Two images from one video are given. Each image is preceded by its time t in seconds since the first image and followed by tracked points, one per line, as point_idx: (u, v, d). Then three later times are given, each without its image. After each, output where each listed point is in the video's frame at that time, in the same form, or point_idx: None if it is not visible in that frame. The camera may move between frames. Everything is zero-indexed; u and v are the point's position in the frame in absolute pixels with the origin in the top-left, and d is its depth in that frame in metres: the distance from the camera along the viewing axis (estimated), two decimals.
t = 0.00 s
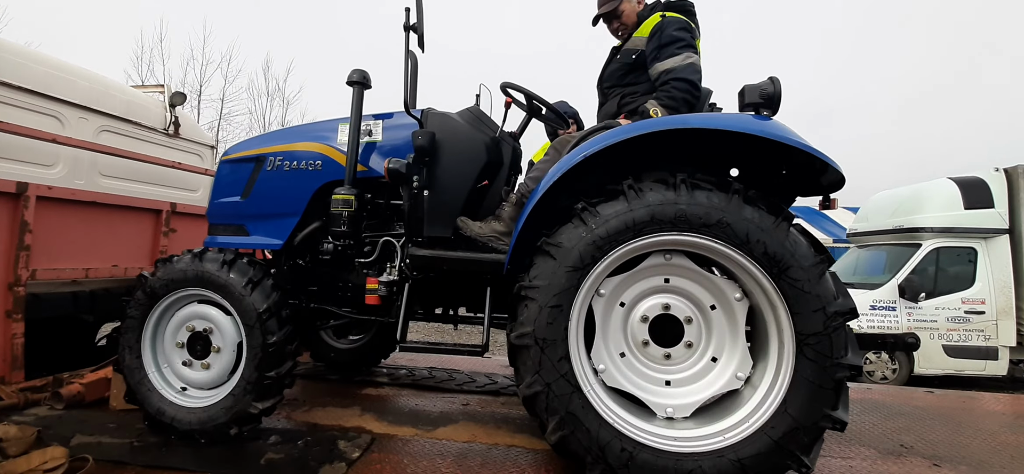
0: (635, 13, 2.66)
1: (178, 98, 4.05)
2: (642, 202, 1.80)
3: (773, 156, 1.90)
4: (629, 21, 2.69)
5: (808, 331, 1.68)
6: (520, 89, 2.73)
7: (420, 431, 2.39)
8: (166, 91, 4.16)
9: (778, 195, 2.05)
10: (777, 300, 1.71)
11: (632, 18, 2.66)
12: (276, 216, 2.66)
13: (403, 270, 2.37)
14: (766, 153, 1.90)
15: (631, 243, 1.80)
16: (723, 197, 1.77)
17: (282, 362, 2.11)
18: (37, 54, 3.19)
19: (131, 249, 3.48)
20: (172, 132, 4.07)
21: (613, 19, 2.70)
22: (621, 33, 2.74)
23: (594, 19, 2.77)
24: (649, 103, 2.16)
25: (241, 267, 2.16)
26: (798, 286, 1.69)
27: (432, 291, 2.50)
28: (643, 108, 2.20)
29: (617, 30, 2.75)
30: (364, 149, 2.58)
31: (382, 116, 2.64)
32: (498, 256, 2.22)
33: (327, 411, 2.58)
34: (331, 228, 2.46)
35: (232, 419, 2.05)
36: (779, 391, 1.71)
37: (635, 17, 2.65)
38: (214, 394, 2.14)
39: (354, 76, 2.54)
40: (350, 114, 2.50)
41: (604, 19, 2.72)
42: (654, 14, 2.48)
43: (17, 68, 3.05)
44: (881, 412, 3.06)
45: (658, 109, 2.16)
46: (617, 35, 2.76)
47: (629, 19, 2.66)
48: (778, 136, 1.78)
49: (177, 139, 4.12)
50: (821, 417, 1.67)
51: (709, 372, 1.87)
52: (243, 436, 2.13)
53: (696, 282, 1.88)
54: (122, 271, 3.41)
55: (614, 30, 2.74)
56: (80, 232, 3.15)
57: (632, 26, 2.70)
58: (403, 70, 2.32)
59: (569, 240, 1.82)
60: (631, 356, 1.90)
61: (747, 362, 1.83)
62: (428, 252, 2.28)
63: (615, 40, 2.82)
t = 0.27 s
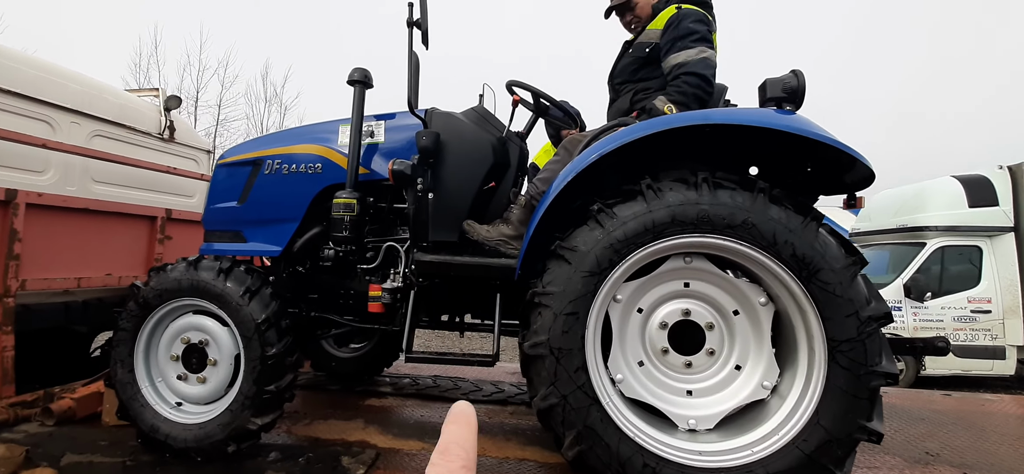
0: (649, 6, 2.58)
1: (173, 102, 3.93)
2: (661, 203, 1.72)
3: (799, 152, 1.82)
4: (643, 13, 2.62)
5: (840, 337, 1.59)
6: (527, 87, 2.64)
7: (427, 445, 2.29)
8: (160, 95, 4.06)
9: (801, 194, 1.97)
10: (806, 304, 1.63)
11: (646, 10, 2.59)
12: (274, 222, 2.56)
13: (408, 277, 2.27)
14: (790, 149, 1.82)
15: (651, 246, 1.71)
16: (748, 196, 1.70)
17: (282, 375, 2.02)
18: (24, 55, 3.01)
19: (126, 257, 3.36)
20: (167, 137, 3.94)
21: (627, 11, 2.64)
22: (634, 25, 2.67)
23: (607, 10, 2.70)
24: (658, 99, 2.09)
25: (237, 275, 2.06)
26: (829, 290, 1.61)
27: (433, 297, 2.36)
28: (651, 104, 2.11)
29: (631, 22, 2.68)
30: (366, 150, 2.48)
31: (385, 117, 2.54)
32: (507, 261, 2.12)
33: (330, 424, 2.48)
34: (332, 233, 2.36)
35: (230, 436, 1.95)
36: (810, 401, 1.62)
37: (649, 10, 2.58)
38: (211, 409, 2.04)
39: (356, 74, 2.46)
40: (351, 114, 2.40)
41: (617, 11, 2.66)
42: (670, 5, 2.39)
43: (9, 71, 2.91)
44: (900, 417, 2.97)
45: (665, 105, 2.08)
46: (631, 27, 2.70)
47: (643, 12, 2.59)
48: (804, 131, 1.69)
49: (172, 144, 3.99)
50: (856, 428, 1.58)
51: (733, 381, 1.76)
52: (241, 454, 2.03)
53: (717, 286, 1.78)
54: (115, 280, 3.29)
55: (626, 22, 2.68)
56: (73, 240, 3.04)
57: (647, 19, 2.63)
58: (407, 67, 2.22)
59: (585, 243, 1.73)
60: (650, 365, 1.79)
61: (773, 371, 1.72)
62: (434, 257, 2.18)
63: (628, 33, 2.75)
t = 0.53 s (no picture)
0: None
1: (160, 105, 3.86)
2: (662, 207, 1.66)
3: (802, 154, 1.77)
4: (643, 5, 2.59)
5: (848, 346, 1.54)
6: (522, 89, 2.58)
7: (419, 459, 2.21)
8: (148, 99, 3.95)
9: (803, 198, 1.93)
10: (812, 312, 1.58)
11: (647, 3, 2.56)
12: (261, 227, 2.48)
13: (399, 285, 2.20)
14: (793, 151, 1.77)
15: (651, 252, 1.64)
16: (751, 200, 1.65)
17: (267, 388, 1.94)
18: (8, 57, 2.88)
19: (111, 265, 3.24)
20: (154, 141, 3.86)
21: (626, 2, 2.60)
22: (631, 17, 2.63)
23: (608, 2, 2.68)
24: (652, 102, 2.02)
25: (221, 284, 1.99)
26: (836, 297, 1.56)
27: (428, 304, 2.32)
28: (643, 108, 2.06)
29: (630, 16, 2.64)
30: (356, 154, 2.41)
31: (376, 119, 2.48)
32: (502, 268, 2.05)
33: (319, 437, 2.39)
34: (321, 239, 2.29)
35: (212, 452, 1.86)
36: (817, 413, 1.56)
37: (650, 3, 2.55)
38: (193, 424, 1.96)
39: (345, 76, 2.40)
40: (340, 116, 2.33)
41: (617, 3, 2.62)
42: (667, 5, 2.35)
43: None
44: (903, 425, 2.91)
45: (659, 108, 2.01)
46: (629, 21, 2.65)
47: (644, 4, 2.57)
48: (808, 132, 1.64)
49: (160, 147, 3.91)
50: (865, 441, 1.52)
51: (737, 392, 1.69)
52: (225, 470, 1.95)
53: (719, 293, 1.71)
54: (99, 289, 3.16)
55: (624, 14, 2.64)
56: (55, 248, 2.93)
57: (646, 12, 2.59)
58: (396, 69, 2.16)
59: (583, 249, 1.67)
60: (651, 375, 1.72)
61: (778, 381, 1.66)
62: (426, 264, 2.11)
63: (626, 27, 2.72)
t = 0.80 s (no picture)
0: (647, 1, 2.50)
1: (151, 109, 3.81)
2: (660, 213, 1.61)
3: (804, 158, 1.72)
4: (640, 7, 2.53)
5: (852, 357, 1.49)
6: (517, 92, 2.53)
7: (411, 471, 2.15)
8: (137, 102, 3.90)
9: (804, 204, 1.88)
10: (816, 321, 1.53)
11: (644, 5, 2.51)
12: (250, 233, 2.43)
13: (390, 292, 2.13)
14: (795, 155, 1.72)
15: (649, 260, 1.59)
16: (752, 206, 1.60)
17: (252, 400, 1.88)
18: None
19: (99, 271, 3.18)
20: (144, 145, 3.80)
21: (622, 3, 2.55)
22: (627, 19, 2.58)
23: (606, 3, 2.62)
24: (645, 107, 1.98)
25: (206, 292, 1.94)
26: (840, 306, 1.51)
27: (425, 314, 2.28)
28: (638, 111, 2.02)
29: (628, 18, 2.58)
30: (347, 158, 2.36)
31: (367, 123, 2.42)
32: (497, 275, 1.99)
33: (309, 449, 2.33)
34: (310, 247, 2.23)
35: (196, 466, 1.80)
36: (821, 427, 1.51)
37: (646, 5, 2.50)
38: (176, 437, 1.89)
39: (335, 79, 2.35)
40: (330, 120, 2.28)
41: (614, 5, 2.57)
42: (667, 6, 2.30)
43: None
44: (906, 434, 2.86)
45: (655, 113, 1.96)
46: (627, 23, 2.60)
47: (640, 7, 2.51)
48: (811, 135, 1.59)
49: (150, 152, 3.85)
50: (871, 456, 1.47)
51: (738, 404, 1.64)
52: None
53: (719, 302, 1.66)
54: (86, 296, 3.10)
55: (622, 16, 2.58)
56: (40, 254, 2.87)
57: (644, 14, 2.54)
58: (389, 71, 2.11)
59: (578, 256, 1.62)
60: (649, 386, 1.66)
61: (780, 393, 1.60)
62: (417, 271, 2.05)
63: (623, 29, 2.67)
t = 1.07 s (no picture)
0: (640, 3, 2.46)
1: (146, 109, 3.77)
2: (662, 210, 1.58)
3: (809, 154, 1.69)
4: (634, 8, 2.49)
5: (859, 356, 1.46)
6: (516, 89, 2.50)
7: None
8: (133, 102, 3.84)
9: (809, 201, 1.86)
10: (822, 320, 1.50)
11: (636, 7, 2.46)
12: (245, 233, 2.39)
13: (388, 292, 2.09)
14: (800, 151, 1.69)
15: (652, 258, 1.56)
16: (757, 203, 1.57)
17: (247, 402, 1.84)
18: None
19: (94, 271, 3.14)
20: (140, 145, 3.76)
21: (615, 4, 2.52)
22: (621, 20, 2.55)
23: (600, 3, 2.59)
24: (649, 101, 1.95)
25: (199, 293, 1.90)
26: (847, 305, 1.48)
27: (424, 312, 2.26)
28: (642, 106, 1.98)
29: (622, 19, 2.56)
30: (344, 156, 2.33)
31: (365, 121, 2.39)
32: (496, 274, 1.95)
33: (305, 452, 2.29)
34: (306, 246, 2.20)
35: (189, 470, 1.76)
36: (829, 428, 1.47)
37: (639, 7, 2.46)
38: (169, 440, 1.85)
39: (332, 76, 2.31)
40: (328, 117, 2.25)
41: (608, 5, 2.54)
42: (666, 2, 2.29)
43: None
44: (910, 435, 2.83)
45: (658, 108, 1.94)
46: (622, 24, 2.57)
47: (633, 8, 2.47)
48: (816, 131, 1.56)
49: (146, 152, 3.81)
50: (880, 457, 1.43)
51: (742, 405, 1.60)
52: None
53: (723, 301, 1.62)
54: (79, 297, 3.06)
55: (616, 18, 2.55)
56: (33, 255, 2.82)
57: (638, 15, 2.50)
58: (386, 67, 2.07)
59: (579, 254, 1.58)
60: (652, 387, 1.62)
61: (786, 394, 1.57)
62: (415, 271, 2.01)
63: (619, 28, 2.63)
